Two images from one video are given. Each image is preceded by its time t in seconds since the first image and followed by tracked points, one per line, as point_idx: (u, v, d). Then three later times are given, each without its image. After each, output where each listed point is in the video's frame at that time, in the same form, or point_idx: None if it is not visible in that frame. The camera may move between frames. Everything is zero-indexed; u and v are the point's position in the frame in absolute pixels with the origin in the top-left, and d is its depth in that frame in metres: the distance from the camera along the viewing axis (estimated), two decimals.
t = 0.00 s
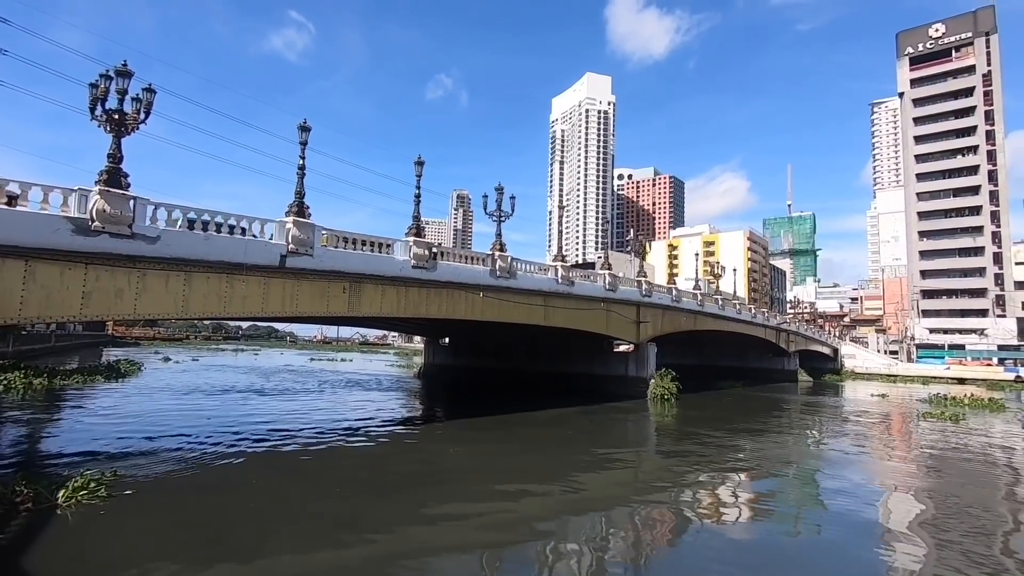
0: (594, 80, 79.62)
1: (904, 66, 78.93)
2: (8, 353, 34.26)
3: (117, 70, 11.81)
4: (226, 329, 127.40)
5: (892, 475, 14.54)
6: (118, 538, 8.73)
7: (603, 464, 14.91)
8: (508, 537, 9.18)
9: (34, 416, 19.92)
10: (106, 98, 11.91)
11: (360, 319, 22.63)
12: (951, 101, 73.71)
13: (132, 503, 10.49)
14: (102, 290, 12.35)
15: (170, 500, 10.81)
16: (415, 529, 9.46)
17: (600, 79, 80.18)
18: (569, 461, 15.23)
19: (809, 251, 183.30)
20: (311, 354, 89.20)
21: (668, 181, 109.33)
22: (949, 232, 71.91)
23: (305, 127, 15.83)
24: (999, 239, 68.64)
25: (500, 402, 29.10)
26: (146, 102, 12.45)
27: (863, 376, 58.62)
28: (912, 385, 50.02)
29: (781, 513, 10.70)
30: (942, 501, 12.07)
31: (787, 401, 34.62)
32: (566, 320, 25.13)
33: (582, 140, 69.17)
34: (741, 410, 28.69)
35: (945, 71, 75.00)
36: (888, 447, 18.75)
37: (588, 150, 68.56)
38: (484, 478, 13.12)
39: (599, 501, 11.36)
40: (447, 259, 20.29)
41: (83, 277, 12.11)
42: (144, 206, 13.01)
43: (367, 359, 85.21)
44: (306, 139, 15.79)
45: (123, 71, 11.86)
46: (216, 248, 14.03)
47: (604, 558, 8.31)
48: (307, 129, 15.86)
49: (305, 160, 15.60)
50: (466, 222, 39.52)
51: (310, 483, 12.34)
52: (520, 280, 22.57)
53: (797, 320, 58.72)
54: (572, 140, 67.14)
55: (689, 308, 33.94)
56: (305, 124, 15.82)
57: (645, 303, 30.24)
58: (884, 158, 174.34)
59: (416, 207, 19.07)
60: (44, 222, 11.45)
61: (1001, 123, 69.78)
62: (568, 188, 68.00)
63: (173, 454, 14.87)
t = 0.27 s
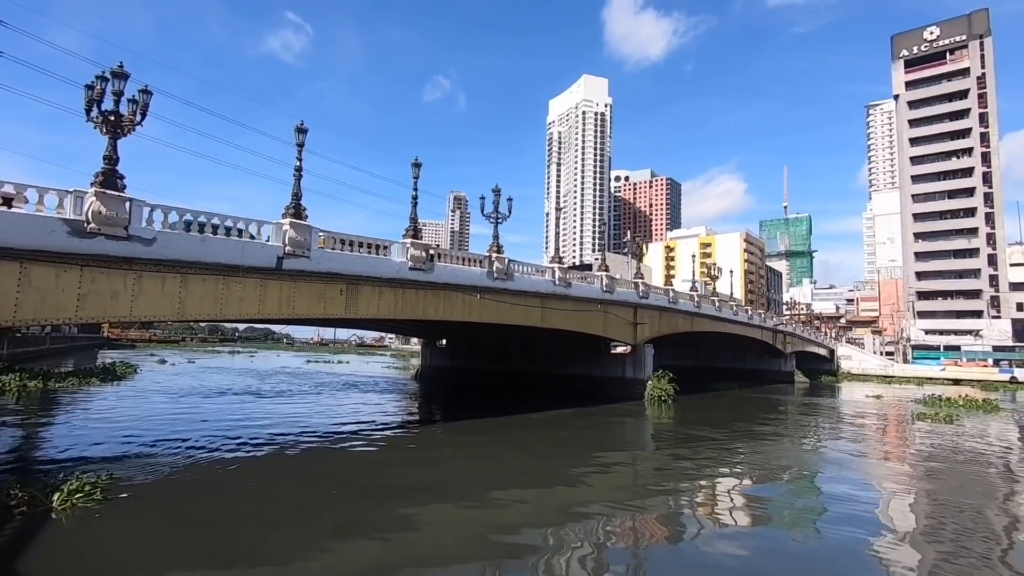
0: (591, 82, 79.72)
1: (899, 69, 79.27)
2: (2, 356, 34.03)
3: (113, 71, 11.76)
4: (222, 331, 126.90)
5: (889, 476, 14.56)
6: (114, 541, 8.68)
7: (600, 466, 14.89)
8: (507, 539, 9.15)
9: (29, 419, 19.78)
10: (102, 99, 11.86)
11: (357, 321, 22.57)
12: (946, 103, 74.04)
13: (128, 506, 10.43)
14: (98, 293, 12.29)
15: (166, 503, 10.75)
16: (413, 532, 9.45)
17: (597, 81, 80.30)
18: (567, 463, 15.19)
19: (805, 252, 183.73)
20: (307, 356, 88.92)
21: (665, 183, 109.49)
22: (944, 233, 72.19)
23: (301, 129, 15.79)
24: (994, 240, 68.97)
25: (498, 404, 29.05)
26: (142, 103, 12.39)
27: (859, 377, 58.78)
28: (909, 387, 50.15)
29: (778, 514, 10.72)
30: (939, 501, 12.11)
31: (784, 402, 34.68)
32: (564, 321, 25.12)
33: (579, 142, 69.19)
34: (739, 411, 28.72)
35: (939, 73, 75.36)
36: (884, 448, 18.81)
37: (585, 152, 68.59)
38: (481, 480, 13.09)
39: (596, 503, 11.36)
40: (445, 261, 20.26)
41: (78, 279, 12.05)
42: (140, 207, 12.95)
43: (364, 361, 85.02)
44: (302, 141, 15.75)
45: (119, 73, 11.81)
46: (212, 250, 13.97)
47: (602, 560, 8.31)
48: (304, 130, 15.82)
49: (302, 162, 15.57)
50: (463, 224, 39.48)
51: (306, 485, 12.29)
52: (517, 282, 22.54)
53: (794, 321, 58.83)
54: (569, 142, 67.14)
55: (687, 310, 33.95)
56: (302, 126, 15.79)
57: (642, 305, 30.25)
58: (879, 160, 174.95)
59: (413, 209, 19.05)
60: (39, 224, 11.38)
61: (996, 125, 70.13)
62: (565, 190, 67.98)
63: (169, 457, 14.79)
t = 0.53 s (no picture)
0: (590, 83, 79.86)
1: (896, 71, 79.48)
2: None
3: (112, 71, 11.74)
4: (220, 331, 126.42)
5: (886, 476, 14.59)
6: (112, 541, 8.66)
7: (596, 467, 14.91)
8: (505, 540, 9.15)
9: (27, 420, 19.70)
10: (100, 99, 11.84)
11: (356, 322, 22.59)
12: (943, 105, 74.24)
13: (128, 507, 10.40)
14: (95, 293, 12.27)
15: (164, 503, 10.74)
16: (412, 532, 9.46)
17: (596, 82, 80.42)
18: (565, 463, 15.21)
19: (803, 253, 184.02)
20: (305, 356, 88.75)
21: (663, 184, 109.66)
22: (942, 235, 72.35)
23: (300, 129, 15.77)
24: (991, 242, 69.15)
25: (497, 405, 29.02)
26: (140, 103, 12.37)
27: (857, 378, 58.88)
28: (906, 388, 50.24)
29: (776, 516, 10.75)
30: (937, 502, 12.16)
31: (782, 403, 34.68)
32: (563, 322, 25.13)
33: (578, 142, 69.22)
34: (737, 412, 28.77)
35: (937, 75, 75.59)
36: (882, 449, 18.83)
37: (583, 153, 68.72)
38: (480, 481, 13.07)
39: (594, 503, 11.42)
40: (443, 262, 20.24)
41: (75, 279, 12.01)
42: (138, 208, 12.93)
43: (362, 362, 84.90)
44: (301, 141, 15.74)
45: (117, 73, 11.79)
46: (211, 250, 13.95)
47: (599, 560, 8.34)
48: (303, 131, 15.81)
49: (300, 162, 15.56)
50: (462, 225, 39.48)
51: (304, 485, 12.30)
52: (515, 282, 22.55)
53: (792, 322, 58.91)
54: (568, 142, 67.15)
55: (685, 311, 33.98)
56: (301, 126, 15.79)
57: (641, 306, 30.27)
58: (877, 162, 175.37)
59: (412, 209, 19.06)
60: (36, 224, 11.36)
61: (993, 127, 70.33)
62: (564, 191, 67.96)
63: (166, 458, 14.74)
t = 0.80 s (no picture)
0: (589, 84, 79.95)
1: (895, 71, 79.53)
2: None
3: (111, 72, 11.73)
4: (219, 333, 126.26)
5: (886, 477, 14.59)
6: (112, 543, 8.64)
7: (596, 467, 14.91)
8: (505, 541, 9.15)
9: (26, 421, 19.65)
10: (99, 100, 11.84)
11: (355, 323, 22.58)
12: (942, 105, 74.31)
13: (127, 508, 10.39)
14: (95, 294, 12.26)
15: (163, 504, 10.73)
16: (412, 534, 9.43)
17: (595, 83, 80.51)
18: (564, 464, 15.20)
19: (802, 254, 184.12)
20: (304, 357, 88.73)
21: (663, 185, 109.75)
22: (941, 235, 72.39)
23: (299, 129, 15.76)
24: (990, 242, 69.21)
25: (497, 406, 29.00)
26: (139, 105, 12.38)
27: (857, 378, 58.90)
28: (906, 388, 50.25)
29: (778, 515, 10.76)
30: (938, 502, 12.17)
31: (782, 403, 34.70)
32: (563, 322, 25.13)
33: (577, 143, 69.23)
34: (736, 412, 28.79)
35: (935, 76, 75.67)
36: (882, 449, 18.83)
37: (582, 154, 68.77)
38: (480, 482, 13.05)
39: (594, 504, 11.42)
40: (443, 262, 20.23)
41: (75, 280, 12.01)
42: (137, 208, 12.92)
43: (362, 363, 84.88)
44: (300, 143, 15.73)
45: (116, 74, 11.79)
46: (210, 251, 13.93)
47: (600, 561, 8.34)
48: (302, 132, 15.80)
49: (300, 163, 15.55)
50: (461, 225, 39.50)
51: (304, 486, 12.30)
52: (515, 283, 22.56)
53: (791, 323, 58.93)
54: (567, 143, 67.16)
55: (684, 311, 34.00)
56: (300, 127, 15.78)
57: (640, 307, 30.28)
58: (876, 162, 175.55)
59: (411, 210, 19.05)
60: (35, 225, 11.34)
61: (992, 127, 70.40)
62: (563, 191, 67.96)
63: (165, 459, 14.71)
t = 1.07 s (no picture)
0: (587, 84, 79.99)
1: (893, 70, 79.65)
2: None
3: (108, 74, 11.72)
4: (217, 334, 125.95)
5: (886, 475, 14.60)
6: (111, 546, 8.62)
7: (595, 467, 14.90)
8: (505, 541, 9.15)
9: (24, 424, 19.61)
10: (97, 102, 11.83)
11: (353, 324, 22.55)
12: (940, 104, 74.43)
13: (126, 511, 10.36)
14: (93, 296, 12.24)
15: (162, 506, 10.72)
16: (411, 534, 9.43)
17: (593, 83, 80.55)
18: (563, 465, 15.18)
19: (801, 253, 184.27)
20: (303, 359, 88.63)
21: (661, 184, 109.81)
22: (939, 234, 72.48)
23: (298, 131, 15.76)
24: (988, 240, 69.32)
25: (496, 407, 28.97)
26: (137, 106, 12.37)
27: (856, 377, 58.93)
28: (905, 387, 50.27)
29: (779, 514, 10.76)
30: (937, 500, 12.19)
31: (781, 402, 34.73)
32: (562, 322, 25.13)
33: (576, 143, 69.28)
34: (736, 412, 28.81)
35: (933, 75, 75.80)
36: (881, 448, 18.83)
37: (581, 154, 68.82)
38: (479, 482, 13.03)
39: (593, 504, 11.42)
40: (442, 263, 20.23)
41: (73, 283, 12.00)
42: (135, 210, 12.91)
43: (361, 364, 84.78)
44: (299, 144, 15.73)
45: (114, 76, 11.78)
46: (208, 253, 13.91)
47: (600, 561, 8.33)
48: (300, 133, 15.79)
49: (298, 164, 15.53)
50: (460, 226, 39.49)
51: (303, 488, 12.29)
52: (514, 283, 22.56)
53: (790, 322, 58.94)
54: (566, 144, 67.22)
55: (684, 311, 34.01)
56: (298, 128, 15.77)
57: (639, 307, 30.29)
58: (874, 161, 175.84)
59: (409, 211, 19.04)
60: (33, 227, 11.31)
61: (989, 126, 70.52)
62: (562, 191, 67.96)
63: (164, 461, 14.68)
